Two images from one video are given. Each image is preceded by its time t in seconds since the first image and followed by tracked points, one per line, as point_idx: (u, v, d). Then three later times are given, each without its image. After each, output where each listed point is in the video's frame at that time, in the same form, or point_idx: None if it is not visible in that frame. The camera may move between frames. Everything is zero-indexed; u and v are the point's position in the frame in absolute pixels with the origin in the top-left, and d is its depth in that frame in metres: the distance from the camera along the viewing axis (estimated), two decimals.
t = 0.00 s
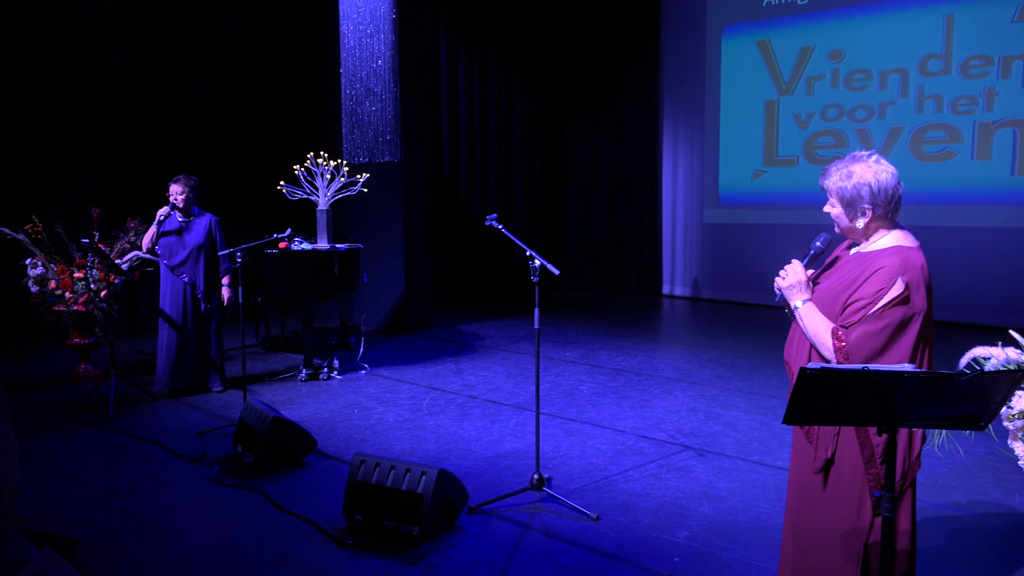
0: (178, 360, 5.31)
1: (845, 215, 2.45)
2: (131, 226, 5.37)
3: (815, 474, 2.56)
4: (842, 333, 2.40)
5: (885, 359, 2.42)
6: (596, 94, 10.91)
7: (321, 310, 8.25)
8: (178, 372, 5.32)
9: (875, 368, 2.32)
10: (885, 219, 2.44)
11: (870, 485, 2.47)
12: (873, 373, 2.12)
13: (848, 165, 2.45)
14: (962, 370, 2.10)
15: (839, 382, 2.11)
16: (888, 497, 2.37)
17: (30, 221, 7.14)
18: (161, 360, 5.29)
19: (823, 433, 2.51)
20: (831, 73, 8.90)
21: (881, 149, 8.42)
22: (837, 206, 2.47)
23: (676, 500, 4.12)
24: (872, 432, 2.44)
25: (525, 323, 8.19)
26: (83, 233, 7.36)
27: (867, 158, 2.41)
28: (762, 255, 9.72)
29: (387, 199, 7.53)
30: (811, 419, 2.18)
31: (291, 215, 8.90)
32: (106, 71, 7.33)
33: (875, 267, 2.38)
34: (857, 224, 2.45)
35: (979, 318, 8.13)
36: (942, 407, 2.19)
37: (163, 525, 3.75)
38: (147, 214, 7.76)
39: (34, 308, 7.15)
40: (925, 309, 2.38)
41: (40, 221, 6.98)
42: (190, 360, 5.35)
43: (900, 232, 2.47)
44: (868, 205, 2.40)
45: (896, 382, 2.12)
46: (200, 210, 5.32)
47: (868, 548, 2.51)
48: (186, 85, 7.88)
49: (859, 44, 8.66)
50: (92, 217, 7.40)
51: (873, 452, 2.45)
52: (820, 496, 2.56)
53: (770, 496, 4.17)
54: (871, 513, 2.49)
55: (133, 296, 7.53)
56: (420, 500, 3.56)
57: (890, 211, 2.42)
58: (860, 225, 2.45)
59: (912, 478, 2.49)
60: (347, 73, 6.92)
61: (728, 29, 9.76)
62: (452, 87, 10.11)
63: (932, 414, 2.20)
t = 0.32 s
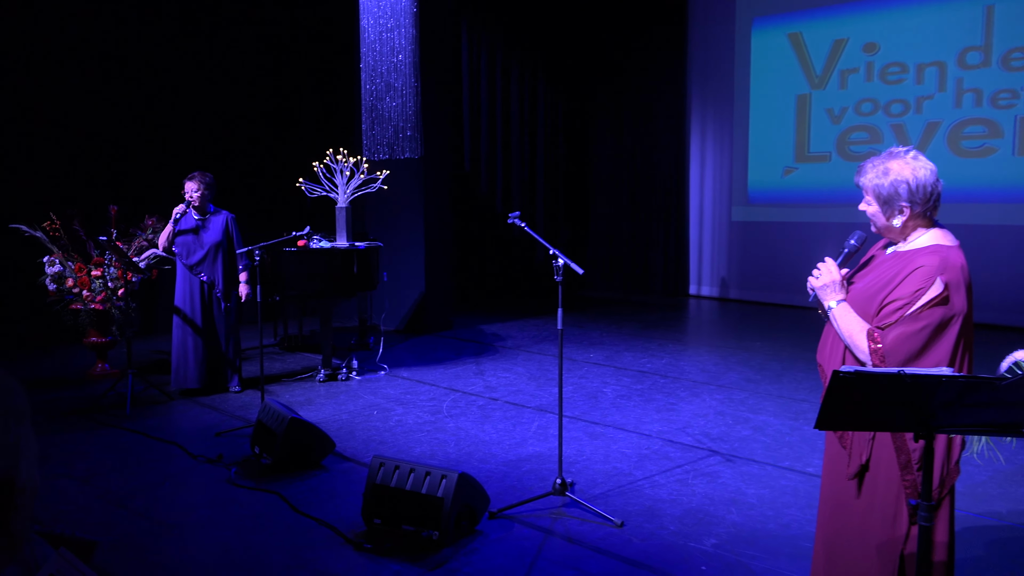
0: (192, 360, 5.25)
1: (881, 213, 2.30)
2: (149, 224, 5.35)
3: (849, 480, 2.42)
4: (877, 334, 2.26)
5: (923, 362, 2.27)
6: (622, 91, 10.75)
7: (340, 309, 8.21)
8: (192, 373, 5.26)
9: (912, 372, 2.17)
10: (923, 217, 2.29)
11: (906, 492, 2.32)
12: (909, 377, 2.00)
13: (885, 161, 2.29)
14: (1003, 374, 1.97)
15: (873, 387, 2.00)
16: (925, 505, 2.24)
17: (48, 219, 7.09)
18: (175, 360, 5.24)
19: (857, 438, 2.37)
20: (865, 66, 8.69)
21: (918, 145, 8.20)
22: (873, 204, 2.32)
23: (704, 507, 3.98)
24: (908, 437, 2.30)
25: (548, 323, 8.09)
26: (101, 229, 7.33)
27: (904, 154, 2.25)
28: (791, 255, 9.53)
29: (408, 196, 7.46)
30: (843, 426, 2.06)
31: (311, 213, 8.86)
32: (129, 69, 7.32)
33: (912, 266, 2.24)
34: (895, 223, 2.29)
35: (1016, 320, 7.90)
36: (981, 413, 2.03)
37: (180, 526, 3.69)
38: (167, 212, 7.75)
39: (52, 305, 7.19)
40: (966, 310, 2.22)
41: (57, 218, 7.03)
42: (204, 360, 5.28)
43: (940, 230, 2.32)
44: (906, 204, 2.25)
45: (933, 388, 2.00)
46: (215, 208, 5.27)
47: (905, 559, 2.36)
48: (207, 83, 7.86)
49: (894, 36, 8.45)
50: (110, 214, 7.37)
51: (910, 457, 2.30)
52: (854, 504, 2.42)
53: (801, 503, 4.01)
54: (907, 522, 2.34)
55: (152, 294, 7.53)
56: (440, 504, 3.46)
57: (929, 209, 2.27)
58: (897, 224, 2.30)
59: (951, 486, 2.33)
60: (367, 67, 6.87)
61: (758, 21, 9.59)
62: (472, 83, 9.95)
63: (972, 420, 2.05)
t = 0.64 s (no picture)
0: (210, 359, 5.20)
1: (926, 210, 2.16)
2: (167, 220, 5.35)
3: (890, 488, 2.29)
4: (920, 336, 2.12)
5: (968, 366, 2.12)
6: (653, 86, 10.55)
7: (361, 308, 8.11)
8: (212, 373, 5.22)
9: (956, 376, 2.04)
10: (971, 215, 2.15)
11: (950, 502, 2.19)
12: (955, 384, 1.91)
13: (929, 156, 2.16)
14: None
15: (916, 393, 1.91)
16: (970, 516, 2.10)
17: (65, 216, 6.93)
18: (192, 359, 5.20)
19: (899, 444, 2.24)
20: (908, 57, 8.43)
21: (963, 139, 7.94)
22: (918, 201, 2.17)
23: (736, 516, 3.81)
24: (952, 443, 2.17)
25: (575, 324, 7.95)
26: (119, 226, 7.24)
27: (951, 149, 2.11)
28: (828, 255, 9.28)
29: (432, 193, 7.34)
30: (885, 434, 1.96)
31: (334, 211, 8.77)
32: (153, 63, 7.21)
33: (958, 264, 2.10)
34: (940, 221, 2.15)
35: None
36: None
37: (198, 529, 3.61)
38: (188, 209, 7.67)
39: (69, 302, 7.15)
40: (1015, 312, 2.08)
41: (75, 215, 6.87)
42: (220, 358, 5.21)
43: (988, 229, 2.17)
44: (952, 200, 2.11)
45: (979, 393, 1.90)
46: (233, 204, 5.20)
47: (949, 572, 2.23)
48: (231, 78, 7.73)
49: (938, 26, 8.17)
50: (129, 211, 7.28)
51: (953, 464, 2.17)
52: (894, 513, 2.29)
53: (839, 513, 3.82)
54: (951, 533, 2.21)
55: (169, 293, 7.45)
56: (463, 510, 3.32)
57: (977, 206, 2.12)
58: (942, 223, 2.16)
59: (997, 496, 2.20)
60: (390, 60, 7.16)
61: (794, 11, 9.34)
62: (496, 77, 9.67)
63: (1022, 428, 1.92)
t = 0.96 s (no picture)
0: (219, 360, 5.12)
1: (956, 207, 2.07)
2: (172, 217, 5.25)
3: (917, 494, 2.21)
4: (948, 337, 2.03)
5: (998, 368, 2.03)
6: (674, 80, 10.39)
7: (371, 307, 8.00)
8: (220, 375, 5.14)
9: (985, 379, 1.94)
10: (1003, 211, 2.06)
11: (979, 509, 2.09)
12: (986, 387, 1.83)
13: (959, 151, 2.08)
14: None
15: (945, 395, 1.84)
16: (1001, 525, 1.97)
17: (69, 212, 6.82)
18: (200, 360, 5.12)
19: (925, 448, 2.16)
20: (938, 48, 8.19)
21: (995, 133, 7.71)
22: (947, 198, 2.09)
23: (757, 524, 3.65)
24: (981, 449, 2.07)
25: (591, 325, 7.79)
26: (124, 223, 7.10)
27: (980, 144, 2.04)
28: (853, 253, 9.08)
29: (443, 189, 7.21)
30: (910, 439, 1.88)
31: (344, 209, 8.65)
32: (163, 58, 7.11)
33: (988, 263, 2.01)
34: (970, 219, 2.07)
35: None
36: None
37: (201, 535, 3.50)
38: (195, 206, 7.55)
39: (70, 303, 7.06)
40: None
41: (80, 212, 6.79)
42: (227, 359, 5.11)
43: (1021, 227, 2.08)
44: (983, 196, 2.02)
45: (1013, 395, 1.82)
46: (238, 202, 5.10)
47: None
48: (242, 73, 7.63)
49: (971, 16, 7.94)
50: (134, 208, 7.15)
51: (982, 470, 2.08)
52: (921, 521, 2.21)
53: (864, 522, 3.67)
54: (981, 543, 2.11)
55: (173, 293, 7.34)
56: (474, 516, 3.20)
57: (1009, 203, 2.03)
58: (973, 220, 2.07)
59: None
60: (402, 53, 7.12)
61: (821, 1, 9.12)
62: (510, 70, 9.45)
63: None
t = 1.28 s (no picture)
0: (215, 363, 5.01)
1: (971, 205, 2.01)
2: (166, 215, 5.18)
3: (934, 501, 2.10)
4: (965, 338, 1.94)
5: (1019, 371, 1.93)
6: (683, 76, 10.22)
7: (372, 308, 7.87)
8: (215, 378, 5.04)
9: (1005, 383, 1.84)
10: (1019, 209, 1.98)
11: (998, 517, 1.97)
12: (1005, 390, 1.70)
13: (973, 148, 2.01)
14: None
15: (961, 400, 1.71)
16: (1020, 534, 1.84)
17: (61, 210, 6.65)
18: (198, 363, 5.02)
19: (940, 453, 2.05)
20: (956, 41, 8.05)
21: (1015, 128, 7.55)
22: (962, 196, 2.02)
23: (769, 532, 3.52)
24: (999, 454, 1.95)
25: (597, 327, 7.65)
26: (116, 222, 6.91)
27: (996, 139, 1.96)
28: (867, 253, 8.92)
29: (446, 188, 7.10)
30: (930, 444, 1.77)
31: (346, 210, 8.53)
32: (165, 54, 6.99)
33: (1005, 262, 1.93)
34: (986, 216, 2.00)
35: None
36: None
37: (196, 542, 3.39)
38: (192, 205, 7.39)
39: (63, 304, 6.81)
40: None
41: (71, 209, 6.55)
42: (226, 363, 4.98)
43: None
44: (999, 193, 1.95)
45: None
46: (233, 199, 4.97)
47: None
48: (244, 70, 7.51)
49: (989, 8, 7.79)
50: (127, 206, 6.96)
51: (1001, 476, 1.95)
52: (940, 530, 2.10)
53: (880, 529, 3.54)
54: (1002, 551, 1.99)
55: (167, 294, 7.18)
56: (477, 523, 3.08)
57: None
58: (989, 218, 2.00)
59: None
60: (402, 47, 7.03)
61: None
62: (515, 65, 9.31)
63: None
